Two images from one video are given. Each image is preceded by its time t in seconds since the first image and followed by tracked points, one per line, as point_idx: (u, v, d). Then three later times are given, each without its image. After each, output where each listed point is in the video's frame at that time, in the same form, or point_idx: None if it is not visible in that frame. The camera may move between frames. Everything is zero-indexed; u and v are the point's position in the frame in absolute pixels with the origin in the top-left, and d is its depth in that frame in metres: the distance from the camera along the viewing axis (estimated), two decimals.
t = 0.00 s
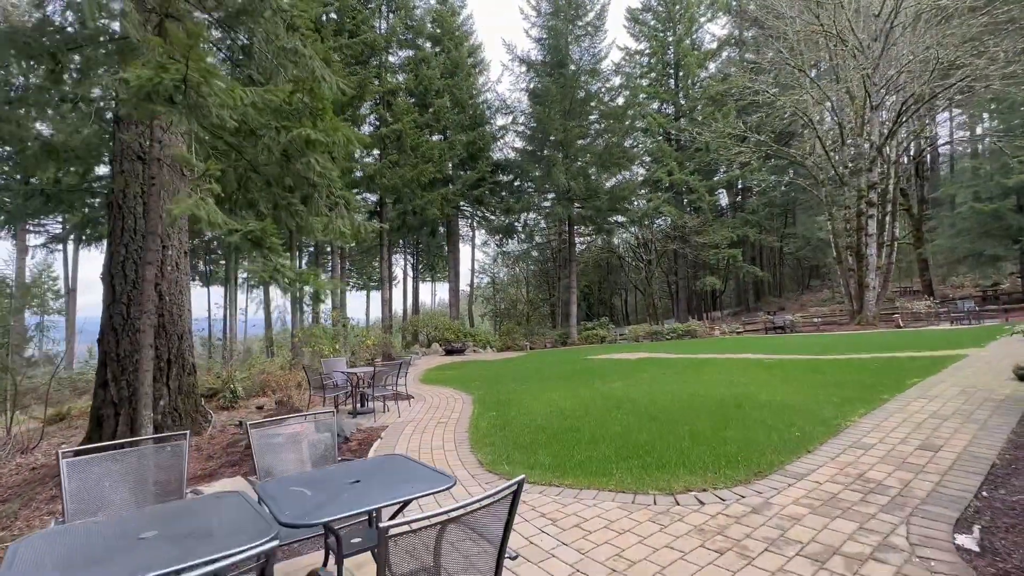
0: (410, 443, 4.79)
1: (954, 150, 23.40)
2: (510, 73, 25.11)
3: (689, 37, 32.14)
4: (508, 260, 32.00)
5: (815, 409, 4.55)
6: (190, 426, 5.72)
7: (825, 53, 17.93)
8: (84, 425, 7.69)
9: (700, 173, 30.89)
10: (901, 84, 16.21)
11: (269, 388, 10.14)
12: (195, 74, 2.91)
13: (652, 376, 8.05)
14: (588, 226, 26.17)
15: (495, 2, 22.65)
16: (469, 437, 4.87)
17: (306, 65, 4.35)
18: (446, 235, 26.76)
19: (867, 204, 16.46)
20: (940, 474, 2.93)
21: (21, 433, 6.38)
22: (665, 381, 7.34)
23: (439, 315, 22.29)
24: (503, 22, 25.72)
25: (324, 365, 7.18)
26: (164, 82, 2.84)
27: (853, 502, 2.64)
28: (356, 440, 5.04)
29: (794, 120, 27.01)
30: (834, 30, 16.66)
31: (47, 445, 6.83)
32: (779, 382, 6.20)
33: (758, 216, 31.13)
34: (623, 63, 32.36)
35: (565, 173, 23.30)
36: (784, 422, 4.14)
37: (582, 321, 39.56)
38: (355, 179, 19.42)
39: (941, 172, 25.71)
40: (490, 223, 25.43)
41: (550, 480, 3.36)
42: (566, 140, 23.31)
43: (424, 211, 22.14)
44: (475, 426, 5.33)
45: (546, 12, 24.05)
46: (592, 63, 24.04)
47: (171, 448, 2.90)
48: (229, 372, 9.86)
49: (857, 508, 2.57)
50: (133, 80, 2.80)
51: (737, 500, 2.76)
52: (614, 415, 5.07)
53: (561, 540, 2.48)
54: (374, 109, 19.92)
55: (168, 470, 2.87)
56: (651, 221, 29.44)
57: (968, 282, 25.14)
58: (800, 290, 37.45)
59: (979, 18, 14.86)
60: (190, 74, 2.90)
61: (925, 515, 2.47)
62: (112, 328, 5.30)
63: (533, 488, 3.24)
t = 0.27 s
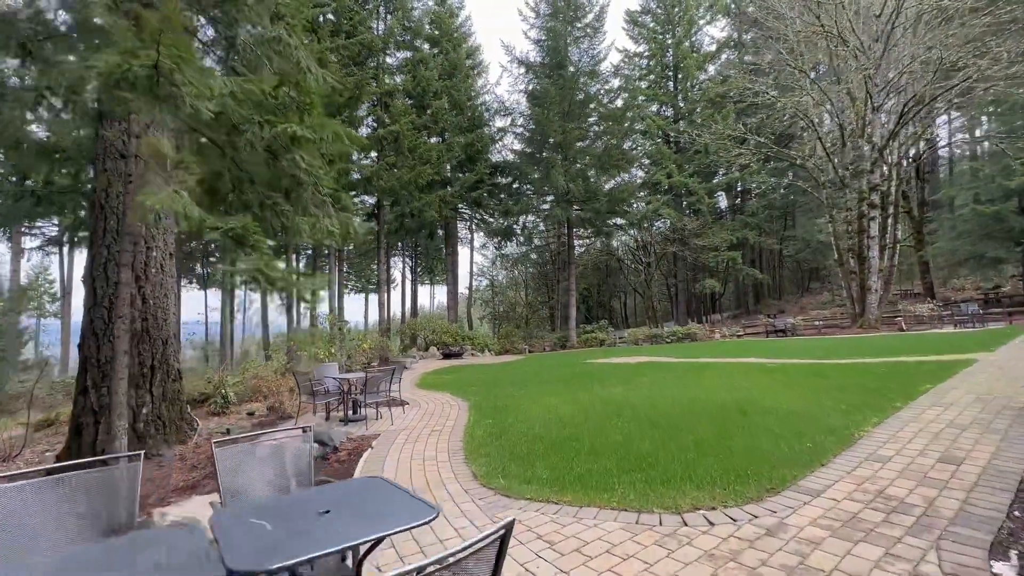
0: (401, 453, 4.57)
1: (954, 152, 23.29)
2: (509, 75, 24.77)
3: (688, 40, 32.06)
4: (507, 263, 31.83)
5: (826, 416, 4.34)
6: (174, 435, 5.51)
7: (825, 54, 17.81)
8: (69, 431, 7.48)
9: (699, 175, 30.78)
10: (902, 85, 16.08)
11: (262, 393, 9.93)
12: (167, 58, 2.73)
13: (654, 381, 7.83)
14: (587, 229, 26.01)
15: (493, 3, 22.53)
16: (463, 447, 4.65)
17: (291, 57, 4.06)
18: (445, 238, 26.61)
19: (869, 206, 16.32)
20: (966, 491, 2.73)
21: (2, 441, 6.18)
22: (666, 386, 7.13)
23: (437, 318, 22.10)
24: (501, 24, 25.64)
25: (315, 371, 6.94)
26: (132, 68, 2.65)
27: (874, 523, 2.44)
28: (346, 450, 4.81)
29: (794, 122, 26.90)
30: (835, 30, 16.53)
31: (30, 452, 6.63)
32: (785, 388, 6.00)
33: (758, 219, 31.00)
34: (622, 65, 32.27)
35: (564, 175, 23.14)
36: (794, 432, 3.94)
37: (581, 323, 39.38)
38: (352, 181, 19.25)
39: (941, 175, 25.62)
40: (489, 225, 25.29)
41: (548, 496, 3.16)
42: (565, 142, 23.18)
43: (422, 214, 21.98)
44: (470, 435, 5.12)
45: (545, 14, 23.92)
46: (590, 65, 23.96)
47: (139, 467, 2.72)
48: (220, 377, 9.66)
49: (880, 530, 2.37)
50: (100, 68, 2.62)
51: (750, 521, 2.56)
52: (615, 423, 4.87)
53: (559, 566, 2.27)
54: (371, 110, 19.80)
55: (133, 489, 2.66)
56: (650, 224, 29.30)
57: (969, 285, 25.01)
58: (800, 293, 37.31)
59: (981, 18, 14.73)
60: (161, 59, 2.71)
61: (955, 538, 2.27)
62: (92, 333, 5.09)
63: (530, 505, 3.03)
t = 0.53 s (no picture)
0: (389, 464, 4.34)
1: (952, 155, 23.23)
2: (505, 77, 24.58)
3: (686, 43, 32.00)
4: (504, 266, 31.64)
5: (833, 424, 4.15)
6: (153, 444, 5.30)
7: (824, 56, 17.71)
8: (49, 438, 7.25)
9: (697, 178, 30.66)
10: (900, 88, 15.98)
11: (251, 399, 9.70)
12: (128, 42, 2.51)
13: (652, 386, 7.64)
14: (584, 231, 25.85)
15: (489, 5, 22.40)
16: (454, 457, 4.43)
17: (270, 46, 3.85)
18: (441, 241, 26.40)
19: (868, 208, 16.19)
20: (992, 510, 2.52)
21: None
22: (665, 392, 6.94)
23: (433, 322, 21.88)
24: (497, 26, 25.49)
25: (303, 376, 6.71)
26: (88, 51, 2.43)
27: (896, 547, 2.24)
28: (331, 461, 4.58)
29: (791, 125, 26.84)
30: (833, 32, 16.43)
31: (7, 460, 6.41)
32: (789, 393, 5.80)
33: (756, 222, 30.91)
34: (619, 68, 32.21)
35: (561, 178, 22.96)
36: (800, 442, 3.74)
37: (579, 327, 39.19)
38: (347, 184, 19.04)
39: (939, 178, 25.56)
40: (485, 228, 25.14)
41: (541, 514, 2.95)
42: (563, 145, 23.02)
43: (418, 216, 21.78)
44: (462, 444, 4.89)
45: (541, 16, 23.79)
46: (587, 67, 23.81)
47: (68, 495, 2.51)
48: (209, 382, 9.43)
49: (903, 555, 2.17)
50: (53, 50, 2.40)
51: (761, 545, 2.35)
52: (612, 431, 4.66)
53: None
54: (367, 111, 19.61)
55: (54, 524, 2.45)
56: (647, 227, 29.18)
57: (967, 288, 24.93)
58: (798, 296, 37.20)
59: (980, 19, 14.63)
60: (122, 43, 2.49)
61: (987, 565, 2.06)
62: (66, 337, 4.86)
63: (522, 525, 2.82)
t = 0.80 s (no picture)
0: (371, 477, 4.10)
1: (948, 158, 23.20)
2: (501, 79, 24.36)
3: (682, 46, 31.96)
4: (500, 269, 31.43)
5: (839, 435, 3.95)
6: (125, 454, 5.05)
7: (820, 59, 17.64)
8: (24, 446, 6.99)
9: (693, 182, 30.59)
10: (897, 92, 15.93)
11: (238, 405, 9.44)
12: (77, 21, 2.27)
13: (650, 392, 7.43)
14: (580, 235, 25.69)
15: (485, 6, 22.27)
16: (441, 469, 4.20)
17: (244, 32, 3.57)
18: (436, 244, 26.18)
19: (866, 211, 16.06)
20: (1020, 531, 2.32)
21: None
22: (662, 398, 6.74)
23: (427, 326, 21.63)
24: (492, 28, 25.38)
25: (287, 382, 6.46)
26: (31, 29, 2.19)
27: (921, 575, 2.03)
28: (311, 472, 4.34)
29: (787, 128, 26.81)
30: (830, 34, 16.37)
31: None
32: (791, 401, 5.61)
33: (752, 225, 30.85)
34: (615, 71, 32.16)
35: (557, 180, 22.79)
36: (806, 455, 3.54)
37: (575, 331, 38.98)
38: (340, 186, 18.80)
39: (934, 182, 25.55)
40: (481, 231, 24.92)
41: (531, 535, 2.73)
42: (559, 147, 22.88)
43: (412, 219, 21.57)
44: (450, 455, 4.66)
45: (537, 18, 23.68)
46: (583, 70, 23.66)
47: None
48: (194, 387, 9.16)
49: None
50: None
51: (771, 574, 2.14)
52: (607, 441, 4.44)
53: None
54: (361, 113, 19.41)
55: None
56: (643, 230, 29.07)
57: (963, 292, 24.88)
58: (794, 300, 37.14)
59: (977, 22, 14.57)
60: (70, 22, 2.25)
61: None
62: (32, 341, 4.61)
63: (511, 548, 2.60)
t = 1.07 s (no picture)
0: (355, 494, 3.84)
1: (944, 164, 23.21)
2: (497, 82, 24.40)
3: (677, 51, 32.03)
4: (495, 274, 31.24)
5: (850, 447, 3.75)
6: (94, 467, 4.78)
7: (817, 62, 17.64)
8: None
9: (689, 186, 30.54)
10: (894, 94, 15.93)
11: (223, 412, 9.15)
12: None
13: (648, 399, 7.22)
14: (576, 239, 25.53)
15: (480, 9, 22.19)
16: (429, 484, 3.95)
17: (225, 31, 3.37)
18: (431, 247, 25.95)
19: (863, 215, 15.97)
20: None
21: None
22: (661, 407, 6.53)
23: (421, 330, 21.36)
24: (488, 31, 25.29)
25: (271, 390, 6.21)
26: None
27: None
28: (290, 488, 4.09)
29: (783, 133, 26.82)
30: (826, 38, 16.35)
31: None
32: (796, 409, 5.42)
33: (747, 230, 30.85)
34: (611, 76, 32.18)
35: (553, 184, 22.66)
36: (818, 470, 3.33)
37: (571, 335, 38.82)
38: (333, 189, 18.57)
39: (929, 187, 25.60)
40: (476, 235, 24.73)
41: (525, 559, 2.50)
42: (554, 150, 22.78)
43: (406, 222, 21.34)
44: (439, 467, 4.41)
45: (533, 21, 23.57)
46: (579, 73, 23.45)
47: None
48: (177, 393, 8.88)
49: None
50: None
51: None
52: (606, 454, 4.21)
53: None
54: (355, 115, 19.21)
55: None
56: (639, 235, 28.97)
57: (959, 297, 24.87)
58: (789, 305, 37.11)
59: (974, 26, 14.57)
60: None
61: None
62: None
63: None
